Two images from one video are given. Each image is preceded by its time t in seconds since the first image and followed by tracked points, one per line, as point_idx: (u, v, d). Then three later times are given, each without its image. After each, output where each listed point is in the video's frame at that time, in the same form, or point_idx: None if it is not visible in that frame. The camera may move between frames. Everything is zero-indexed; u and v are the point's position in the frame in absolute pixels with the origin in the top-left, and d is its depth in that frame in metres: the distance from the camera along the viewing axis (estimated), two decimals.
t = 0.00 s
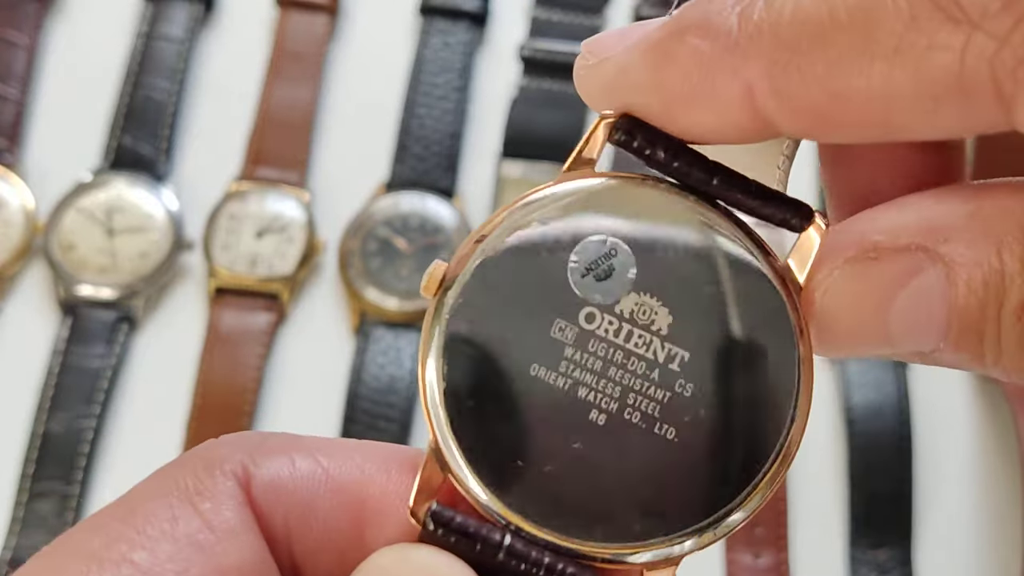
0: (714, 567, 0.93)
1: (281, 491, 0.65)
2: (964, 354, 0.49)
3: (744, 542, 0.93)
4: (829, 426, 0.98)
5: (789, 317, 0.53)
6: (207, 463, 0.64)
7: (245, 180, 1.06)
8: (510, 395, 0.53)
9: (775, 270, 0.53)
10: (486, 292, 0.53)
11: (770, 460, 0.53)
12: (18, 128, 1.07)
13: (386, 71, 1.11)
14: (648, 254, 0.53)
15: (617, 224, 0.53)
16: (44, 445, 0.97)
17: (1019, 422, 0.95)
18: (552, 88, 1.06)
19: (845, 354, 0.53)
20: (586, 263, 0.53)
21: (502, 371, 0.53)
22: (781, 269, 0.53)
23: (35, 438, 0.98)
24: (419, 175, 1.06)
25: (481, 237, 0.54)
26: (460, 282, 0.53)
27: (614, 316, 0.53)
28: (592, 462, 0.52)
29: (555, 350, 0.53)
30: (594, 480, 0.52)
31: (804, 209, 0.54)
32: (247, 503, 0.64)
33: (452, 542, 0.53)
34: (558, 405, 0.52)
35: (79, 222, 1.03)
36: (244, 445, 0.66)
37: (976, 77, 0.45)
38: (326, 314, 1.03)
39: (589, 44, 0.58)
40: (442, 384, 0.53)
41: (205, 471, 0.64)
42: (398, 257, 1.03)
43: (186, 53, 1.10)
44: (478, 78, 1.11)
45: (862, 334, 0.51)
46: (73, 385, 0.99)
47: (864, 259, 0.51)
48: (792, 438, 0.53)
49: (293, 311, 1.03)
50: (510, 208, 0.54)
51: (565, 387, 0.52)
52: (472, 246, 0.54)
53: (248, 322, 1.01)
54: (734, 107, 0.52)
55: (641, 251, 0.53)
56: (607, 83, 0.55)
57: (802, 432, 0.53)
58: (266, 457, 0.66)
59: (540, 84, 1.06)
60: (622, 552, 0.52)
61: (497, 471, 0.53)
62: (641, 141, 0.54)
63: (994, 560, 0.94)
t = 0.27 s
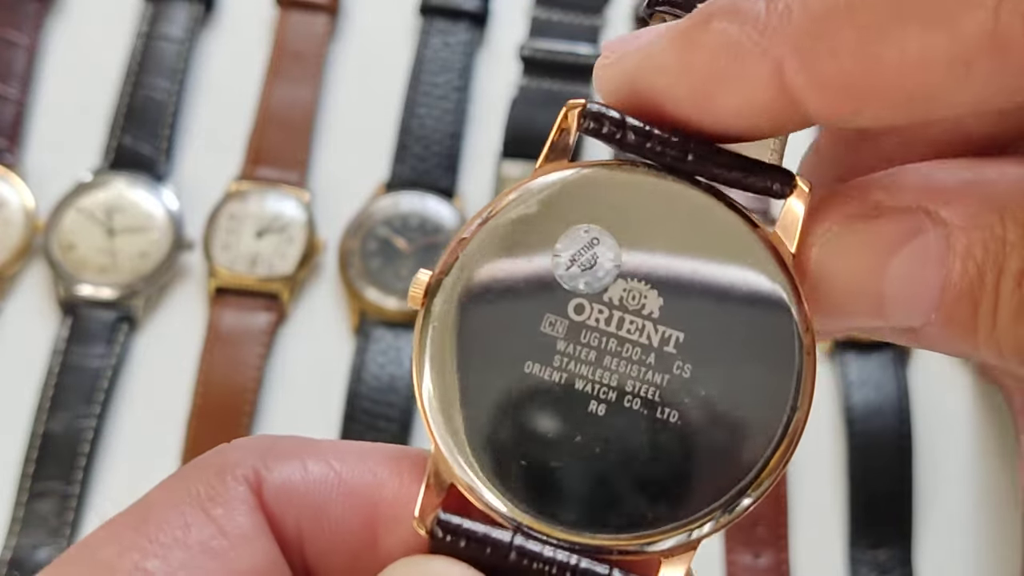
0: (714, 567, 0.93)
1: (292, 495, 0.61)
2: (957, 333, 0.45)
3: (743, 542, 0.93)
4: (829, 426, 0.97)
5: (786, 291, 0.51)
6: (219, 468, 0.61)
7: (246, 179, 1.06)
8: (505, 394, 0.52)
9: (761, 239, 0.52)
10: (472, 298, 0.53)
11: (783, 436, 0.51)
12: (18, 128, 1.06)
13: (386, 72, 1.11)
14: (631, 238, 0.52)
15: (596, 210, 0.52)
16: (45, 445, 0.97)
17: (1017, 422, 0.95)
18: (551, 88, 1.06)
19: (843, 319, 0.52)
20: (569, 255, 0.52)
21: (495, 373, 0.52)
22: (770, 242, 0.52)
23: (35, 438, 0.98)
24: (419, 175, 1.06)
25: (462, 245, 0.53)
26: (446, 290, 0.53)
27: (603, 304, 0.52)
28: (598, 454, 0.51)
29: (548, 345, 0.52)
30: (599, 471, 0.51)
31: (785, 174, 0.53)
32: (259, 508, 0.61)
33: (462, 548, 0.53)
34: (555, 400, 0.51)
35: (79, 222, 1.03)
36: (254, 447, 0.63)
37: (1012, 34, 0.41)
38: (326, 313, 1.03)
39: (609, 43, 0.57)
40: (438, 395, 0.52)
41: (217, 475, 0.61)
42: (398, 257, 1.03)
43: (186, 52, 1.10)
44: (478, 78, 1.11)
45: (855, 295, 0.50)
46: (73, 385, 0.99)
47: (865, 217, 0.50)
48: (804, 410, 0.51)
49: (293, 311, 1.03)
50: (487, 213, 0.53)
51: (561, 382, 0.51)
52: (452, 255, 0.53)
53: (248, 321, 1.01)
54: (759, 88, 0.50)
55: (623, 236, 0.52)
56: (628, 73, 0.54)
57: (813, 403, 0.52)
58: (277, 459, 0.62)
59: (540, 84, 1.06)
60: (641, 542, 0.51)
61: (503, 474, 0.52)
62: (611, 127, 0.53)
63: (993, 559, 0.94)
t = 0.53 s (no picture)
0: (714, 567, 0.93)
1: (324, 499, 0.62)
2: (958, 300, 0.44)
3: (743, 541, 0.93)
4: (828, 428, 0.98)
5: (788, 268, 0.51)
6: (250, 473, 0.62)
7: (246, 179, 1.06)
8: (516, 398, 0.52)
9: (760, 217, 0.52)
10: (475, 308, 0.53)
11: (797, 417, 0.51)
12: (18, 128, 1.06)
13: (386, 71, 1.11)
14: (628, 229, 0.52)
15: (590, 206, 0.52)
16: (44, 445, 0.97)
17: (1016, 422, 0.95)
18: (550, 87, 1.06)
19: (845, 285, 0.51)
20: (567, 254, 0.52)
21: (503, 379, 0.52)
22: (768, 220, 0.52)
23: (35, 438, 0.98)
24: (419, 174, 1.05)
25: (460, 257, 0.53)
26: (449, 301, 0.53)
27: (608, 299, 0.52)
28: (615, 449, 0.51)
29: (556, 346, 0.52)
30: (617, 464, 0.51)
31: (775, 151, 0.53)
32: (290, 511, 0.61)
33: (490, 555, 0.53)
34: (567, 399, 0.51)
35: (79, 222, 1.03)
36: (287, 452, 0.64)
37: None
38: (326, 314, 1.03)
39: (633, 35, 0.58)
40: (451, 410, 0.52)
41: (248, 480, 0.62)
42: (398, 257, 1.02)
43: (185, 52, 1.09)
44: (478, 78, 1.11)
45: (856, 258, 0.49)
46: (73, 385, 0.99)
47: (872, 173, 0.49)
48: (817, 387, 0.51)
49: (293, 311, 1.04)
50: (481, 222, 0.53)
51: (572, 381, 0.51)
52: (451, 268, 0.53)
53: (248, 321, 1.01)
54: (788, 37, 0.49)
55: (620, 228, 0.52)
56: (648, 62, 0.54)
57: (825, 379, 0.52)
58: (310, 463, 0.63)
59: (539, 84, 1.06)
60: (670, 534, 0.51)
61: (523, 478, 0.52)
62: (596, 120, 0.53)
63: (991, 558, 0.94)
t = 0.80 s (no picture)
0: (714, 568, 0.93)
1: (333, 515, 0.61)
2: (957, 301, 0.44)
3: (743, 542, 0.93)
4: (828, 429, 0.98)
5: (771, 264, 0.52)
6: (258, 488, 0.61)
7: (246, 180, 1.06)
8: (510, 410, 0.52)
9: (740, 214, 0.52)
10: (463, 324, 0.52)
11: (789, 411, 0.51)
12: (18, 128, 1.06)
13: (386, 71, 1.11)
14: (610, 235, 0.52)
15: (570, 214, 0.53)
16: (44, 445, 0.97)
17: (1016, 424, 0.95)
18: (550, 87, 1.05)
19: (837, 286, 0.49)
20: (551, 263, 0.52)
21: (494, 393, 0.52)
22: (750, 216, 0.52)
23: (35, 438, 0.98)
24: (418, 175, 1.05)
25: (444, 275, 0.52)
26: (437, 319, 0.52)
27: (595, 306, 0.52)
28: (612, 454, 0.51)
29: (547, 356, 0.52)
30: (614, 467, 0.51)
31: (748, 146, 0.54)
32: (299, 526, 0.60)
33: (496, 569, 0.52)
34: (560, 408, 0.51)
35: (79, 221, 1.03)
36: (290, 469, 0.63)
37: None
38: (326, 314, 1.04)
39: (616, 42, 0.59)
40: (447, 430, 0.52)
41: (256, 495, 0.60)
42: (397, 257, 1.02)
43: (185, 53, 1.09)
44: (478, 78, 1.11)
45: (853, 256, 0.48)
46: (72, 385, 0.99)
47: (866, 170, 0.49)
48: (807, 379, 0.51)
49: (294, 311, 1.04)
50: (461, 239, 0.53)
51: (564, 390, 0.52)
52: (435, 287, 0.53)
53: (248, 321, 1.01)
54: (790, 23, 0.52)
55: (602, 235, 0.52)
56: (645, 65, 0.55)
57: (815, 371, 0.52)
58: (315, 478, 0.62)
59: (539, 84, 1.06)
60: (672, 535, 0.51)
61: (524, 491, 0.51)
62: (569, 130, 0.54)
63: (991, 559, 0.94)
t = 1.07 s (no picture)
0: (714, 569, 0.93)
1: (345, 529, 0.61)
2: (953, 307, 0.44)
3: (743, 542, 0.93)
4: (828, 429, 0.98)
5: (765, 270, 0.52)
6: (270, 499, 0.61)
7: (246, 179, 1.06)
8: (509, 425, 0.52)
9: (730, 219, 0.53)
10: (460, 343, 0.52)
11: (788, 415, 0.51)
12: (18, 128, 1.07)
13: (386, 71, 1.11)
14: (602, 248, 0.52)
15: (562, 229, 0.53)
16: (44, 445, 0.97)
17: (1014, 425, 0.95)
18: (550, 87, 1.05)
19: (832, 289, 0.49)
20: (544, 279, 0.52)
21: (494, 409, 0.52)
22: (739, 221, 0.53)
23: (35, 438, 0.98)
24: (418, 175, 1.05)
25: (439, 297, 0.53)
26: (434, 339, 0.53)
27: (590, 319, 0.52)
28: (613, 466, 0.51)
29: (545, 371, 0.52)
30: (615, 477, 0.51)
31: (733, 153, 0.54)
32: (310, 537, 0.60)
33: None
34: (560, 422, 0.52)
35: (79, 221, 1.03)
36: (304, 482, 0.62)
37: None
38: (326, 313, 1.04)
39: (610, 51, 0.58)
40: (449, 448, 0.52)
41: (268, 506, 0.61)
42: (397, 257, 1.03)
43: (186, 53, 1.09)
44: (478, 78, 1.11)
45: (849, 256, 0.47)
46: (72, 385, 0.99)
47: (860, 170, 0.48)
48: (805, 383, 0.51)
49: (294, 311, 1.04)
50: (454, 259, 0.53)
51: (564, 404, 0.52)
52: (431, 307, 0.53)
53: (248, 321, 1.01)
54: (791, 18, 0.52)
55: (594, 247, 0.52)
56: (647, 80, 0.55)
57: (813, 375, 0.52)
58: (328, 493, 0.62)
59: (539, 84, 1.06)
60: (677, 545, 0.51)
61: (528, 506, 0.51)
62: (555, 146, 0.54)
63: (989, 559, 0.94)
